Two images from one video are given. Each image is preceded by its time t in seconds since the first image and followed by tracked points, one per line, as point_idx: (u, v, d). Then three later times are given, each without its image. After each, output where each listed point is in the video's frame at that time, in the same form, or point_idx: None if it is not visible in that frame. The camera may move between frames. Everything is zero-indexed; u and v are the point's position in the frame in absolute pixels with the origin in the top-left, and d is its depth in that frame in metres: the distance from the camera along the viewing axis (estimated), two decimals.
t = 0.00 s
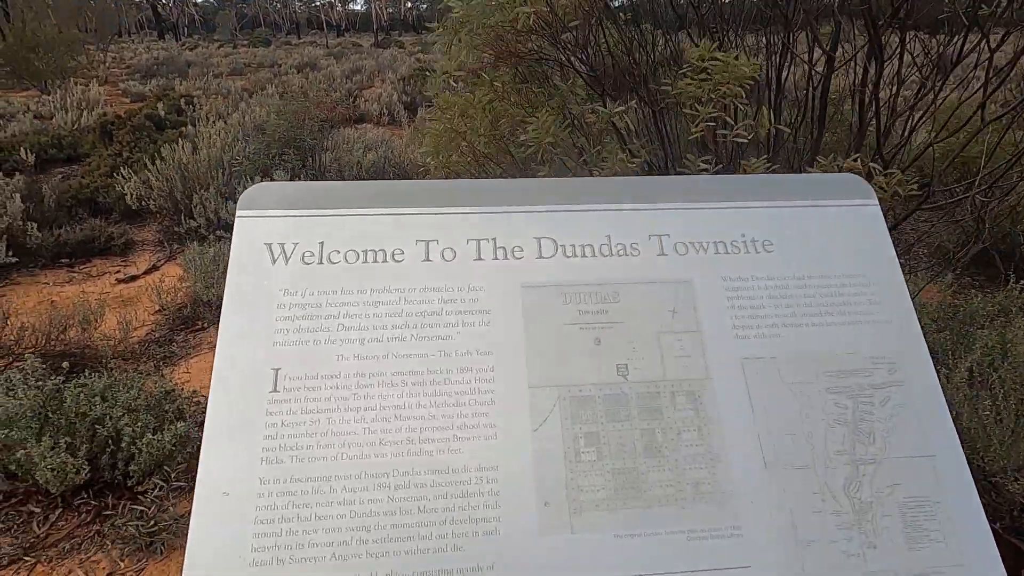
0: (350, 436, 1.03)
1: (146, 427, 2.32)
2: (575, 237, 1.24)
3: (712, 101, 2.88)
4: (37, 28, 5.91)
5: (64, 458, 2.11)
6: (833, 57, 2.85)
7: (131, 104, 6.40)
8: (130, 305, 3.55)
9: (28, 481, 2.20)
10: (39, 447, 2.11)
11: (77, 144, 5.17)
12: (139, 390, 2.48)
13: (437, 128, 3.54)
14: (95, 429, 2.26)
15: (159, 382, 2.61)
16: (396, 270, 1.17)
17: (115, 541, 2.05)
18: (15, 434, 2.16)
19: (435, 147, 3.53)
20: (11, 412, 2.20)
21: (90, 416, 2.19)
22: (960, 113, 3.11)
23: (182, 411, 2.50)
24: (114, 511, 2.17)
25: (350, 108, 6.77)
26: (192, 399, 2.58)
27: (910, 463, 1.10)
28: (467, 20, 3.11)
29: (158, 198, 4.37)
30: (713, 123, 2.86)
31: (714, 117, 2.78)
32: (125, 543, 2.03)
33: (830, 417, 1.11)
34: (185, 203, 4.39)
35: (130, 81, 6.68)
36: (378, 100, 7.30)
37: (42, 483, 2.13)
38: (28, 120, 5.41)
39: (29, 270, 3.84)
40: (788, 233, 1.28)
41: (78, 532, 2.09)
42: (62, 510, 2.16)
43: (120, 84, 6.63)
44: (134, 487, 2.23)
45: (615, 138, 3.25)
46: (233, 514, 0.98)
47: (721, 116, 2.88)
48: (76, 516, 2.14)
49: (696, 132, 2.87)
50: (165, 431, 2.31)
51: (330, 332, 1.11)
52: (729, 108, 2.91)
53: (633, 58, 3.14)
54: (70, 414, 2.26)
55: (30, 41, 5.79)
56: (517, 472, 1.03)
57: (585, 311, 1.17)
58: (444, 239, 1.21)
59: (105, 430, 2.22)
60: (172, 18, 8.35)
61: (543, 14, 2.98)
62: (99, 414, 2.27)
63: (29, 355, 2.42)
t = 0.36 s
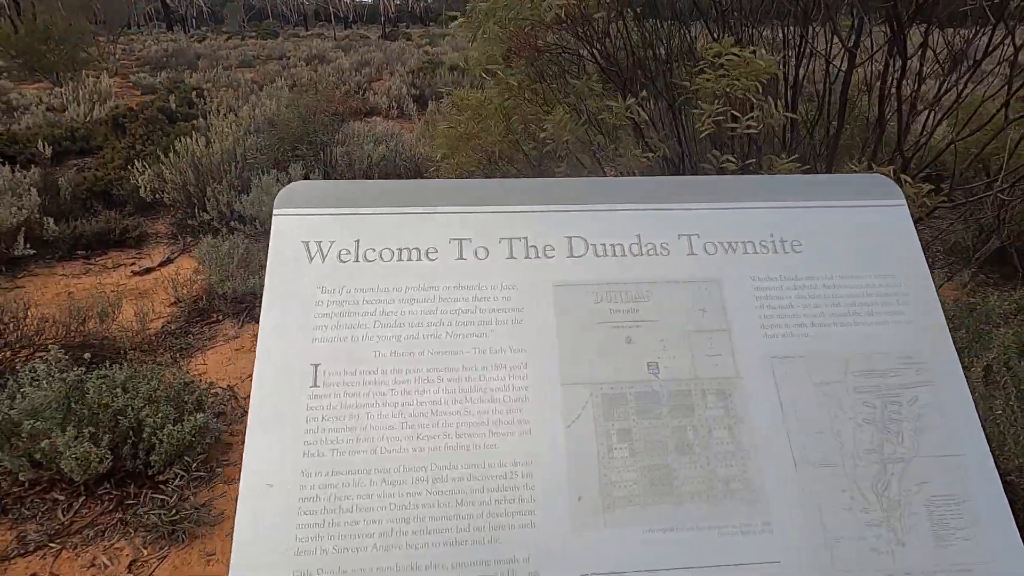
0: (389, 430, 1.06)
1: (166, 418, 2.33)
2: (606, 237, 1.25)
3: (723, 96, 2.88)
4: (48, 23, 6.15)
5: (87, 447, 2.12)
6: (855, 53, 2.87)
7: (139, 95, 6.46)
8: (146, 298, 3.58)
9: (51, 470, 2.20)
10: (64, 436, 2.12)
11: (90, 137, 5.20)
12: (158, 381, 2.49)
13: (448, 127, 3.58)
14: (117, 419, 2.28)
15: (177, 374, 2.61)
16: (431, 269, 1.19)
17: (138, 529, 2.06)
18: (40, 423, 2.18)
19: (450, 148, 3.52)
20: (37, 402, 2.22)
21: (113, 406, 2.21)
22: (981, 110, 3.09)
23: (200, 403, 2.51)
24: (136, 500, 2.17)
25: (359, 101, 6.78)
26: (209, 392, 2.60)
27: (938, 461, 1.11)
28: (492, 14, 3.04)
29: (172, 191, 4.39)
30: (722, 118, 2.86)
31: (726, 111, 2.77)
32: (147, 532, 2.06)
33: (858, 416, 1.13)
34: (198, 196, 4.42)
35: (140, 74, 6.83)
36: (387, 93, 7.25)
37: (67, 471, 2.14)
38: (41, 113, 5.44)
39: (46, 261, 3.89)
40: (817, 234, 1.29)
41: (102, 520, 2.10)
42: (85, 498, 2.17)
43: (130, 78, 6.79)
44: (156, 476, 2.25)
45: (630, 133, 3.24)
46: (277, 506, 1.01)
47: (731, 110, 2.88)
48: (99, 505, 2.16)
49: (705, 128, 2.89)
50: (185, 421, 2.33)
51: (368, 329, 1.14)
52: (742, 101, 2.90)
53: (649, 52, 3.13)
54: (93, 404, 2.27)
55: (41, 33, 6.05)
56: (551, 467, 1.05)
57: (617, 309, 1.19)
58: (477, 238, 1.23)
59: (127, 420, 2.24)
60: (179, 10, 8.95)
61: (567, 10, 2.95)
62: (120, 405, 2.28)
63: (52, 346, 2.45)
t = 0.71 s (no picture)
0: (453, 406, 1.12)
1: (194, 405, 2.50)
2: (652, 226, 1.31)
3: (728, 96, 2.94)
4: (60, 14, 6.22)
5: (122, 433, 2.30)
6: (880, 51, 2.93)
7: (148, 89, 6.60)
8: (165, 289, 3.66)
9: (83, 454, 2.38)
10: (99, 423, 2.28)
11: (103, 130, 5.29)
12: (185, 369, 2.68)
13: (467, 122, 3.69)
14: (147, 406, 2.45)
15: (202, 363, 2.81)
16: (486, 255, 1.25)
17: (169, 512, 2.26)
18: (76, 409, 2.34)
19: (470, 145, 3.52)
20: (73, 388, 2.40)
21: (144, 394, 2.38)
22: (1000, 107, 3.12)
23: (225, 390, 2.72)
24: (166, 485, 2.36)
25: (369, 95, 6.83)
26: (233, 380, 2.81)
27: (973, 442, 1.17)
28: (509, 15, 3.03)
29: (188, 184, 4.47)
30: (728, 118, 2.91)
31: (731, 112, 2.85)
32: (179, 514, 2.25)
33: (896, 398, 1.18)
34: (214, 189, 4.50)
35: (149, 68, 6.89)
36: (395, 87, 7.15)
37: (101, 456, 2.31)
38: (54, 107, 5.51)
39: (66, 252, 3.97)
40: (854, 225, 1.34)
41: (133, 503, 2.29)
42: (116, 482, 2.35)
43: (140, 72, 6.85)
44: (184, 462, 2.43)
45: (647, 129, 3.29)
46: (350, 475, 1.07)
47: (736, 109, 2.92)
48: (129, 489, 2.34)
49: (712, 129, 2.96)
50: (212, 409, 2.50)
51: (430, 312, 1.20)
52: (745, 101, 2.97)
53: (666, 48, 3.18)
54: (125, 391, 2.47)
55: (50, 25, 5.96)
56: (606, 442, 1.11)
57: (664, 295, 1.24)
58: (529, 227, 1.29)
59: (157, 407, 2.42)
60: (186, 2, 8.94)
61: (584, 9, 2.97)
62: (151, 393, 2.46)
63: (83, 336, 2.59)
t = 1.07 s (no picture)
0: (493, 384, 1.18)
1: (215, 393, 2.63)
2: (679, 215, 1.36)
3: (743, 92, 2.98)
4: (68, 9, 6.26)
5: (145, 420, 2.44)
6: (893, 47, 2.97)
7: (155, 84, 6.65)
8: (179, 281, 3.72)
9: (107, 441, 2.52)
10: (123, 410, 2.42)
11: (112, 124, 5.34)
12: (204, 359, 2.81)
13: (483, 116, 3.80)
14: (169, 394, 2.59)
15: (220, 352, 2.93)
16: (522, 242, 1.31)
17: (191, 497, 2.40)
18: (102, 395, 2.48)
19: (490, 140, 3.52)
20: (98, 375, 2.54)
21: (166, 383, 2.53)
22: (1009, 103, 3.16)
23: (243, 379, 2.84)
24: (187, 471, 2.50)
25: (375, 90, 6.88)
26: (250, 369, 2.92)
27: (990, 423, 1.22)
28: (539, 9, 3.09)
29: (200, 178, 4.52)
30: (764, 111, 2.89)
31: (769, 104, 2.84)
32: (201, 499, 2.39)
33: (916, 380, 1.24)
34: (225, 183, 4.55)
35: (155, 63, 6.93)
36: (401, 82, 7.33)
37: (125, 442, 2.44)
38: (64, 101, 5.58)
39: (80, 245, 4.03)
40: (875, 215, 1.39)
41: (156, 489, 2.43)
42: (139, 468, 2.50)
43: (146, 67, 6.89)
44: (205, 449, 2.56)
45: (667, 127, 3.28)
46: (397, 448, 1.13)
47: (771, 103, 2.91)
48: (152, 474, 2.48)
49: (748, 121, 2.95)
50: (232, 397, 2.64)
51: (469, 296, 1.25)
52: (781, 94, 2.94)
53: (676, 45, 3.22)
54: (149, 379, 2.60)
55: (56, 20, 6.22)
56: (639, 419, 1.17)
57: (692, 281, 1.30)
58: (562, 215, 1.34)
59: (179, 395, 2.56)
60: None
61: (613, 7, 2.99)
62: (173, 381, 2.60)
63: (107, 327, 2.72)
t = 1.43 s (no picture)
0: (505, 381, 1.23)
1: (223, 389, 2.68)
2: (685, 218, 1.40)
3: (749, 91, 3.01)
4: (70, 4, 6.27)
5: (156, 415, 2.49)
6: (896, 48, 3.00)
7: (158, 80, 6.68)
8: (185, 278, 3.77)
9: (117, 436, 2.56)
10: (135, 405, 2.47)
11: (115, 120, 5.37)
12: (213, 354, 2.86)
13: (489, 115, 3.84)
14: (179, 390, 2.64)
15: (227, 349, 2.98)
16: (533, 243, 1.35)
17: (201, 491, 2.45)
18: (113, 390, 2.53)
19: (501, 136, 3.54)
20: (110, 370, 2.59)
21: (177, 378, 2.58)
22: (1009, 104, 3.20)
23: (250, 375, 2.89)
24: (197, 465, 2.55)
25: (378, 87, 6.90)
26: (257, 365, 2.97)
27: (984, 419, 1.26)
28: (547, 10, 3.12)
29: (204, 174, 4.56)
30: (775, 112, 2.91)
31: (780, 105, 2.86)
32: (211, 493, 2.44)
33: (913, 378, 1.28)
34: (230, 180, 4.59)
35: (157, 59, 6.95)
36: (403, 79, 7.35)
37: (136, 436, 2.49)
38: (67, 98, 5.61)
39: (86, 242, 4.08)
40: (875, 217, 1.43)
41: (166, 483, 2.49)
42: (149, 462, 2.55)
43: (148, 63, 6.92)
44: (213, 444, 2.61)
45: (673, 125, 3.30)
46: (414, 442, 1.18)
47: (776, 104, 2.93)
48: (162, 469, 2.53)
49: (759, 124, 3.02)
50: (241, 393, 2.69)
51: (482, 296, 1.30)
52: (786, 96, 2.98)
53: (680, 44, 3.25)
54: (158, 374, 2.66)
55: (58, 15, 6.12)
56: (646, 415, 1.22)
57: (698, 282, 1.34)
58: (572, 217, 1.38)
59: (189, 391, 2.61)
60: None
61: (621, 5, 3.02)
62: (183, 376, 2.66)
63: (117, 323, 2.77)
